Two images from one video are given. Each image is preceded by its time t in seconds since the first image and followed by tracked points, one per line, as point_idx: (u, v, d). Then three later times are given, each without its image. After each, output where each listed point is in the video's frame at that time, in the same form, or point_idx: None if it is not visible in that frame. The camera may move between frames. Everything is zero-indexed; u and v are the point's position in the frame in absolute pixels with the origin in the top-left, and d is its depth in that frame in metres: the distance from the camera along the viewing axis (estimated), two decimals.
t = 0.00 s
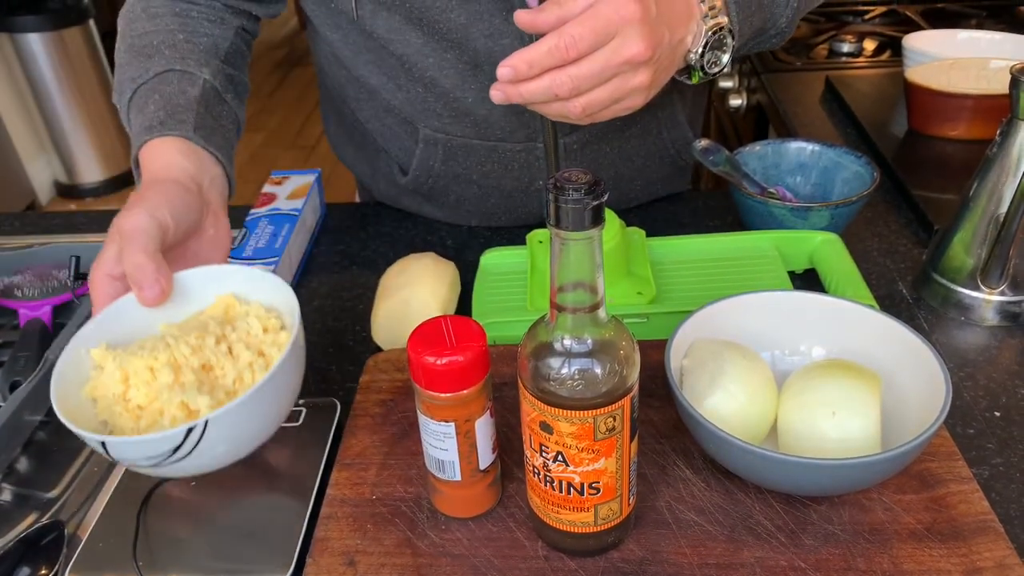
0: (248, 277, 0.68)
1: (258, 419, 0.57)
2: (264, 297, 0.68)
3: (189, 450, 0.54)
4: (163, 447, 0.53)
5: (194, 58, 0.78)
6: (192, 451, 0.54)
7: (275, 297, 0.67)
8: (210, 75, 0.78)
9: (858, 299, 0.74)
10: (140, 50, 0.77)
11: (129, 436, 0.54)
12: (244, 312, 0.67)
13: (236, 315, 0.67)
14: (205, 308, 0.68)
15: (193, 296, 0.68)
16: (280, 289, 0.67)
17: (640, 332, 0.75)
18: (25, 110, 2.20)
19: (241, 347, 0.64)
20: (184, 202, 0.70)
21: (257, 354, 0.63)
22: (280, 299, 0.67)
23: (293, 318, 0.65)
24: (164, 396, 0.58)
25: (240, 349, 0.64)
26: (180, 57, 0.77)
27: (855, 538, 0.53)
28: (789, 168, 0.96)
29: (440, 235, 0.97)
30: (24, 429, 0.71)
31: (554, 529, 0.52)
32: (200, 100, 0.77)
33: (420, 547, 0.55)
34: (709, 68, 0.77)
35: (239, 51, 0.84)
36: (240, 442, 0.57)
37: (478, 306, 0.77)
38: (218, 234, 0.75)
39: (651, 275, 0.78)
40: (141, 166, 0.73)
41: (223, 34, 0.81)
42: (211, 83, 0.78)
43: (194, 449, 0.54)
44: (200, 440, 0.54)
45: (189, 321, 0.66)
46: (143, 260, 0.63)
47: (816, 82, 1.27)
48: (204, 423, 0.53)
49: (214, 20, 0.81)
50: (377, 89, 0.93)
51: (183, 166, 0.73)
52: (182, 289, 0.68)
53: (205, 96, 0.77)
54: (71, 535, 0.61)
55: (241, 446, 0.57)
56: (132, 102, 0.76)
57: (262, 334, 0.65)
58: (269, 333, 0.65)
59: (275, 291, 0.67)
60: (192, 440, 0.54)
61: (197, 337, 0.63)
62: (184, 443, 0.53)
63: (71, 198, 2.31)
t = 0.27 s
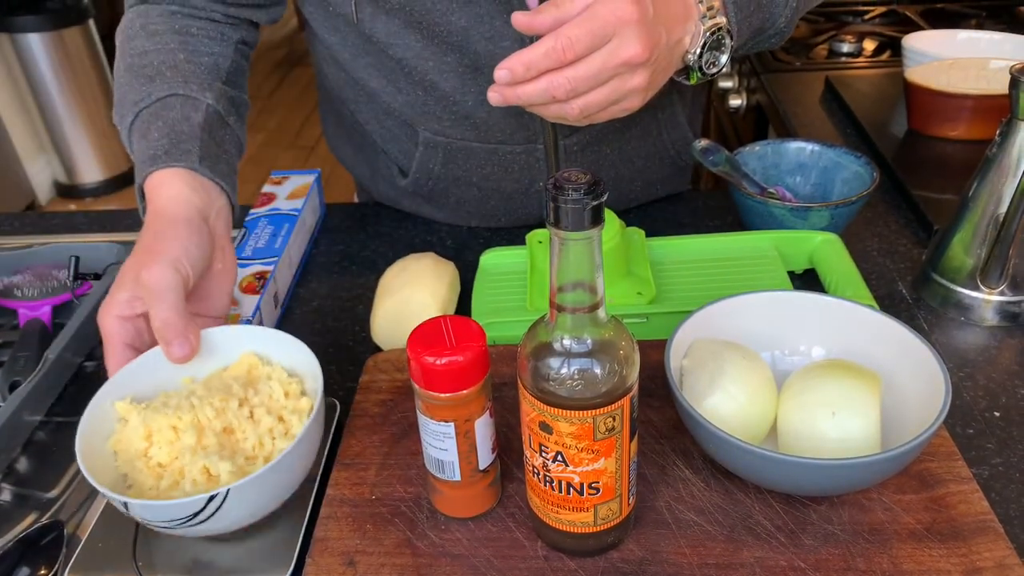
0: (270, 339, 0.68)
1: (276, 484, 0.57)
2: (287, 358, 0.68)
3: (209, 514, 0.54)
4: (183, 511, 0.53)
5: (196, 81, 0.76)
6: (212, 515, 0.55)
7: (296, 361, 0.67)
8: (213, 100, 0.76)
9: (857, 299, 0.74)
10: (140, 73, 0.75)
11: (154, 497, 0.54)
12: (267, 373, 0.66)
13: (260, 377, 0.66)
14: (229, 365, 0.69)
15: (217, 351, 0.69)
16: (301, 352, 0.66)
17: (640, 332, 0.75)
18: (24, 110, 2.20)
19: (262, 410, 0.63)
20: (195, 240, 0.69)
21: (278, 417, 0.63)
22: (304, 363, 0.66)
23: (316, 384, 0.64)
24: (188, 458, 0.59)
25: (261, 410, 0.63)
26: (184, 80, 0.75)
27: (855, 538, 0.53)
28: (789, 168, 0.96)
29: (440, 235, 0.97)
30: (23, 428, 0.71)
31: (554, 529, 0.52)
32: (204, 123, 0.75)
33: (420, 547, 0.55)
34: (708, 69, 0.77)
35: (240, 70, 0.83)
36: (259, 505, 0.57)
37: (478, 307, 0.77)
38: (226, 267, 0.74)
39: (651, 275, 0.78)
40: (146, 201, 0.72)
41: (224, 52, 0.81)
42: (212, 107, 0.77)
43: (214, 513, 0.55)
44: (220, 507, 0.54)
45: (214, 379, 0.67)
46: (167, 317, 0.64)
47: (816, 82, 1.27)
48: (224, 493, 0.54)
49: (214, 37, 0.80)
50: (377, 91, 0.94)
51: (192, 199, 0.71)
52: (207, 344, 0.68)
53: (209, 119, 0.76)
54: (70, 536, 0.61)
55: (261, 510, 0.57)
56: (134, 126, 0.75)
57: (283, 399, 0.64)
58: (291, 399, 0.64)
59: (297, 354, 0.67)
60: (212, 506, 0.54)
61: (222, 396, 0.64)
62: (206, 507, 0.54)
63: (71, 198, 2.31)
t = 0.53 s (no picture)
0: (257, 342, 0.68)
1: (276, 473, 0.58)
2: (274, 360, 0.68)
3: (212, 504, 0.55)
4: (187, 501, 0.54)
5: (185, 79, 0.76)
6: (214, 506, 0.55)
7: (284, 361, 0.67)
8: (202, 98, 0.76)
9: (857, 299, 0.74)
10: (129, 68, 0.75)
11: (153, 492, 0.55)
12: (255, 375, 0.67)
13: (247, 379, 0.66)
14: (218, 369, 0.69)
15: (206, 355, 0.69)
16: (288, 351, 0.67)
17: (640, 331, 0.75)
18: (24, 110, 2.20)
19: (253, 410, 0.64)
20: (184, 239, 0.70)
21: (268, 417, 0.63)
22: (292, 363, 0.66)
23: (306, 382, 0.65)
24: (183, 455, 0.59)
25: (252, 411, 0.63)
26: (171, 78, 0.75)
27: (855, 538, 0.53)
28: (789, 168, 0.96)
29: (440, 235, 0.97)
30: (23, 428, 0.71)
31: (554, 529, 0.52)
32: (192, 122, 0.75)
33: (420, 547, 0.55)
34: (707, 72, 0.77)
35: (229, 70, 0.83)
36: (259, 494, 0.58)
37: (478, 307, 0.77)
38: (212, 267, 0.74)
39: (651, 275, 0.78)
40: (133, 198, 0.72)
41: (214, 50, 0.80)
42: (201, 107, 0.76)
43: (216, 504, 0.55)
44: (222, 496, 0.55)
45: (204, 381, 0.67)
46: (158, 319, 0.64)
47: (816, 82, 1.27)
48: (228, 481, 0.54)
49: (203, 33, 0.80)
50: (376, 92, 0.94)
51: (179, 200, 0.72)
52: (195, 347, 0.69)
53: (198, 117, 0.76)
54: (70, 536, 0.61)
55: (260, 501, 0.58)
56: (122, 120, 0.75)
57: (274, 400, 0.64)
58: (280, 399, 0.65)
59: (285, 353, 0.67)
60: (215, 494, 0.54)
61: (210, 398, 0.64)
62: (209, 497, 0.54)
63: (70, 198, 2.31)
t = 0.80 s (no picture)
0: (258, 343, 0.68)
1: (277, 474, 0.58)
2: (274, 361, 0.68)
3: (213, 504, 0.55)
4: (188, 501, 0.54)
5: (184, 70, 0.76)
6: (215, 506, 0.55)
7: (285, 362, 0.67)
8: (201, 91, 0.76)
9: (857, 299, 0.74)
10: (128, 54, 0.75)
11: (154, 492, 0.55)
12: (256, 376, 0.67)
13: (247, 380, 0.67)
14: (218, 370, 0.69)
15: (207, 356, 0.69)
16: (289, 352, 0.67)
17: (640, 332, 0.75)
18: (25, 111, 2.21)
19: (253, 410, 0.64)
20: (186, 225, 0.70)
21: (269, 418, 0.63)
22: (293, 363, 0.66)
23: (306, 382, 0.65)
24: (184, 455, 0.59)
25: (252, 412, 0.63)
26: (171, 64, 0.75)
27: (855, 539, 0.53)
28: (789, 169, 0.96)
29: (440, 235, 0.97)
30: (24, 429, 0.71)
31: (554, 529, 0.52)
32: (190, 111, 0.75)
33: (420, 547, 0.55)
34: (707, 75, 0.76)
35: (225, 66, 0.83)
36: (259, 494, 0.58)
37: (478, 307, 0.77)
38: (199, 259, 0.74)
39: (651, 275, 0.78)
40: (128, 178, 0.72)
41: (212, 46, 0.81)
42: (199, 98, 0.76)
43: (217, 504, 0.55)
44: (223, 497, 0.55)
45: (204, 382, 0.67)
46: (161, 304, 0.64)
47: (816, 82, 1.27)
48: (229, 481, 0.54)
49: (203, 28, 0.80)
50: (376, 93, 0.94)
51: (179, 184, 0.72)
52: (195, 348, 0.69)
53: (195, 109, 0.76)
54: (71, 536, 0.62)
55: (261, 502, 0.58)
56: (117, 103, 0.74)
57: (274, 400, 0.64)
58: (281, 399, 0.65)
59: (285, 354, 0.67)
60: (216, 495, 0.54)
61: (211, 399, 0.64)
62: (210, 497, 0.54)
63: (70, 198, 2.32)
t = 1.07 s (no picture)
0: (258, 344, 0.68)
1: (277, 474, 0.58)
2: (274, 363, 0.68)
3: (213, 505, 0.55)
4: (188, 502, 0.54)
5: (204, 26, 0.84)
6: (215, 507, 0.55)
7: (285, 363, 0.67)
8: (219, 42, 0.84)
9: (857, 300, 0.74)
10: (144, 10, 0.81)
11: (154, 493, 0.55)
12: (256, 377, 0.67)
13: (247, 381, 0.67)
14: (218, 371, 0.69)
15: (207, 357, 0.69)
16: (290, 353, 0.67)
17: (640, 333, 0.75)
18: (25, 111, 2.21)
19: (253, 411, 0.64)
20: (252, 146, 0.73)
21: (269, 419, 0.63)
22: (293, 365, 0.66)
23: (307, 384, 0.65)
24: (184, 456, 0.59)
25: (252, 413, 0.63)
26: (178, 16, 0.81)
27: (855, 539, 0.53)
28: (789, 169, 0.96)
29: (440, 236, 0.97)
30: (25, 430, 0.71)
31: (554, 530, 0.52)
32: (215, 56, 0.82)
33: (420, 547, 0.55)
34: (713, 74, 0.76)
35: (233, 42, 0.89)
36: (260, 494, 0.58)
37: (478, 308, 0.77)
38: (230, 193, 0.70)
39: (651, 276, 0.78)
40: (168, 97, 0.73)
41: (222, 19, 0.88)
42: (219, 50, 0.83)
43: (216, 505, 0.55)
44: (223, 497, 0.55)
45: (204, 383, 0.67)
46: (179, 171, 0.62)
47: (816, 83, 1.27)
48: (229, 482, 0.54)
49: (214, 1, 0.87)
50: (375, 94, 0.94)
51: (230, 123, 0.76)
52: (196, 348, 0.69)
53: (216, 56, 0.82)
54: (72, 537, 0.62)
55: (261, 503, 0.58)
56: (138, 50, 0.80)
57: (274, 401, 0.64)
58: (281, 400, 0.65)
59: (286, 355, 0.67)
60: (216, 495, 0.54)
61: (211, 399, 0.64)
62: (210, 498, 0.54)
63: (71, 199, 2.32)
